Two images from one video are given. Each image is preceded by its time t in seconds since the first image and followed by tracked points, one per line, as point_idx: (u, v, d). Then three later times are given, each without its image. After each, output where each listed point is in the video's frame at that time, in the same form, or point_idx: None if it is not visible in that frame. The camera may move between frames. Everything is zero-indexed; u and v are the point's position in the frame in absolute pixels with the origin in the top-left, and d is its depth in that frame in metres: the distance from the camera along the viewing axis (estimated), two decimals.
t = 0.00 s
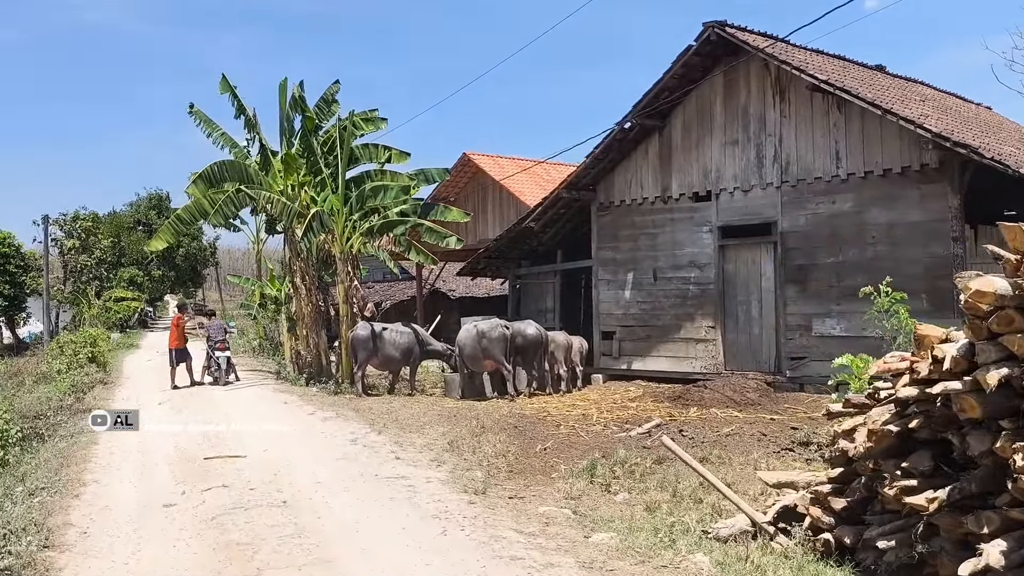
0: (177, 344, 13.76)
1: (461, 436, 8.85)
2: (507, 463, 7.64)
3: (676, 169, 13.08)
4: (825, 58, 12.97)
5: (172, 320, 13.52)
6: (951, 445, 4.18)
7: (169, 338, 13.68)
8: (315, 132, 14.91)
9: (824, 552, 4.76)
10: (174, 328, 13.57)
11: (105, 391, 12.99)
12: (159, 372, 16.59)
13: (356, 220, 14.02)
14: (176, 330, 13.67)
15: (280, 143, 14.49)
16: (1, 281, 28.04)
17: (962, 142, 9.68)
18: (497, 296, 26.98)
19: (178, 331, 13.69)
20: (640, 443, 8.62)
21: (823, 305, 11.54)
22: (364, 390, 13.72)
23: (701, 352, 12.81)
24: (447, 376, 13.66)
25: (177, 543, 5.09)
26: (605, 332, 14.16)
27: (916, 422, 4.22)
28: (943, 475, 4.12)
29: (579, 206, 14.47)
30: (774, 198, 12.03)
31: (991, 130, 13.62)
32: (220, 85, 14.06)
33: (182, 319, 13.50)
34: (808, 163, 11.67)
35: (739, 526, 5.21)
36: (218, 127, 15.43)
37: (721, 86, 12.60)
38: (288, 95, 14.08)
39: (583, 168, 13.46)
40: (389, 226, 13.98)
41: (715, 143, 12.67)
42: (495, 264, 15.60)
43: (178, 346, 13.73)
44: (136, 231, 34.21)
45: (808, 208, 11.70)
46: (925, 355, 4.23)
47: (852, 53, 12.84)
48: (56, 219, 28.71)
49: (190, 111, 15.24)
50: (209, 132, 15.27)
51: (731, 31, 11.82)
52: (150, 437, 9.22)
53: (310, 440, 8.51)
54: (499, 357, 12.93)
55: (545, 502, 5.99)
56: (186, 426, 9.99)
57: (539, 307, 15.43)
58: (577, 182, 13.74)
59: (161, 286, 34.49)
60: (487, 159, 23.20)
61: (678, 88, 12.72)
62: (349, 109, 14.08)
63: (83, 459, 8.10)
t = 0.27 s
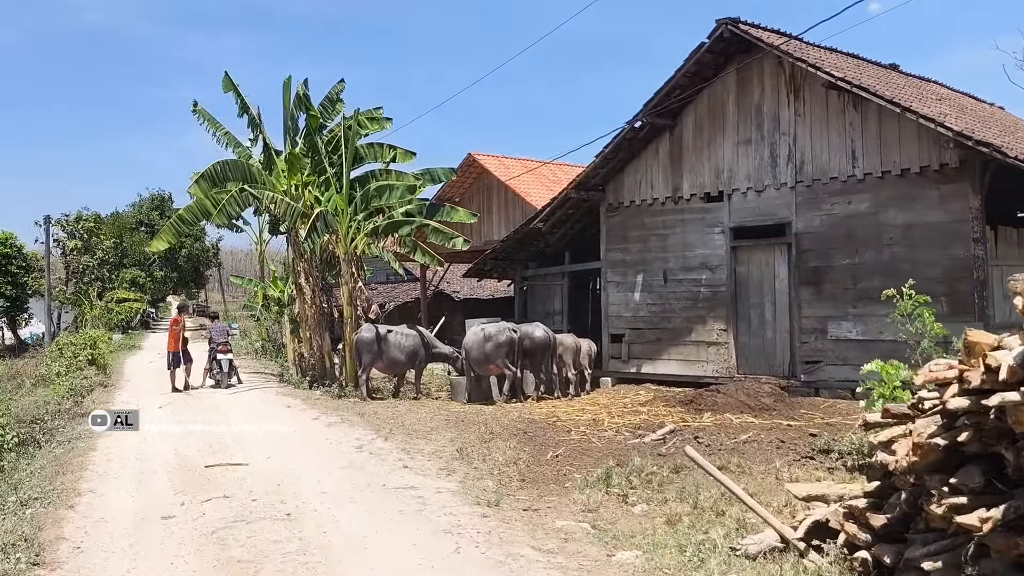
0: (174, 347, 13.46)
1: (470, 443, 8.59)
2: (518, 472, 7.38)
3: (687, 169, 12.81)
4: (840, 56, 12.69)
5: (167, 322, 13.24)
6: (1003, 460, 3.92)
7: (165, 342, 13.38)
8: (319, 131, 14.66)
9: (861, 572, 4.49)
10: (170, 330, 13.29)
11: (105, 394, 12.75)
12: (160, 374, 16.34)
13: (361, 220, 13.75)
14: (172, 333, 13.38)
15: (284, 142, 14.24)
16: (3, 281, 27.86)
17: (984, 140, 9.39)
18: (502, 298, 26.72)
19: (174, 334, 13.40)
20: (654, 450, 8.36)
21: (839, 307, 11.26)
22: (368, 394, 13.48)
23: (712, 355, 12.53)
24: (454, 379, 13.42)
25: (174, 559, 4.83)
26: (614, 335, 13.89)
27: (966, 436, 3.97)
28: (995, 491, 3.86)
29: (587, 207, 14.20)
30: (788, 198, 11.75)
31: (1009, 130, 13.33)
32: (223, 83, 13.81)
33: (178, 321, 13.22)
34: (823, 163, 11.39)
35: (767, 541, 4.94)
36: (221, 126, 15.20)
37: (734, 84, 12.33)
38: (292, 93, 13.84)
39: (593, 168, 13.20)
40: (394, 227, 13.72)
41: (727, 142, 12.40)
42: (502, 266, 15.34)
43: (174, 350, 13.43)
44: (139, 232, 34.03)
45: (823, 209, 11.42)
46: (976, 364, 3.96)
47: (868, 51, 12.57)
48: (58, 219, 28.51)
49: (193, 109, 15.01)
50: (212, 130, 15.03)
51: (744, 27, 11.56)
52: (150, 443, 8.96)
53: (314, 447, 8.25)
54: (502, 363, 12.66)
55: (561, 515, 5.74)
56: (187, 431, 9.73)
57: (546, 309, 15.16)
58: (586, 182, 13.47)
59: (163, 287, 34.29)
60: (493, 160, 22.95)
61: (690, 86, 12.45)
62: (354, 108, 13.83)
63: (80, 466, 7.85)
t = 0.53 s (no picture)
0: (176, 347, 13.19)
1: (480, 448, 8.30)
2: (532, 479, 7.10)
3: (699, 166, 12.52)
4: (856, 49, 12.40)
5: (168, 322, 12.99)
6: None
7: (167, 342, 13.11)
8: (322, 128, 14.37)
9: None
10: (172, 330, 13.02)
11: (103, 396, 12.45)
12: (160, 375, 16.05)
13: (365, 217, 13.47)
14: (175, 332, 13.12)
15: (285, 138, 13.95)
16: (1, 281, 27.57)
17: (1010, 135, 9.10)
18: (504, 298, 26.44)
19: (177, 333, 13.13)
20: (671, 456, 8.07)
21: (856, 307, 10.98)
22: (372, 396, 13.20)
23: (725, 356, 12.25)
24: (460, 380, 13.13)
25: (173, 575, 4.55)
26: (624, 335, 13.60)
27: None
28: None
29: (596, 205, 13.91)
30: (803, 195, 11.46)
31: None
32: (223, 79, 13.51)
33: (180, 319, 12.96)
34: (840, 159, 11.10)
35: (803, 555, 4.66)
36: (221, 123, 14.90)
37: (747, 79, 12.04)
38: (294, 89, 13.54)
39: (602, 165, 12.90)
40: (398, 225, 13.50)
41: (740, 138, 12.11)
42: (508, 265, 15.06)
43: (177, 350, 13.14)
44: (138, 231, 33.73)
45: (840, 206, 11.13)
46: None
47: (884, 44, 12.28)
48: (57, 219, 28.22)
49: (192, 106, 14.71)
50: (213, 127, 14.73)
51: (758, 20, 11.27)
52: (148, 448, 8.66)
53: (319, 452, 7.95)
54: (503, 366, 12.32)
55: (581, 526, 5.45)
56: (187, 435, 9.43)
57: (554, 309, 14.88)
58: (594, 179, 13.18)
59: (163, 287, 33.98)
60: (496, 158, 22.66)
61: (702, 81, 12.16)
62: (358, 103, 13.54)
63: (75, 472, 7.55)
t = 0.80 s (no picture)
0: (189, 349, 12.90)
1: (491, 454, 8.06)
2: (548, 487, 6.85)
3: (711, 163, 12.28)
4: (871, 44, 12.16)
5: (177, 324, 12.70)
6: None
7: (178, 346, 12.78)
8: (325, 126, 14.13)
9: None
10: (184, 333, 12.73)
11: (103, 400, 12.20)
12: (161, 378, 15.79)
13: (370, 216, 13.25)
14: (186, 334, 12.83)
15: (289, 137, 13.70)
16: (2, 283, 27.34)
17: None
18: (508, 299, 26.19)
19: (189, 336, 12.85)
20: (689, 462, 7.82)
21: (874, 307, 10.74)
22: (378, 399, 12.96)
23: (738, 358, 11.98)
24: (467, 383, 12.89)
25: None
26: (633, 336, 13.34)
27: None
28: None
29: (605, 204, 13.66)
30: (819, 193, 11.21)
31: None
32: (225, 76, 13.26)
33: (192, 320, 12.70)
34: (857, 156, 10.85)
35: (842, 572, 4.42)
36: (223, 122, 14.65)
37: (761, 74, 11.80)
38: (297, 86, 13.30)
39: (612, 163, 12.65)
40: (404, 223, 13.25)
41: (753, 134, 11.86)
42: (514, 265, 14.81)
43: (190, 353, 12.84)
44: (139, 232, 33.49)
45: (856, 205, 10.88)
46: None
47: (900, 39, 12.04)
48: (58, 219, 27.98)
49: (194, 105, 14.46)
50: (214, 126, 14.48)
51: (773, 14, 11.03)
52: (151, 454, 8.41)
53: (325, 458, 7.70)
54: (510, 368, 12.06)
55: (604, 540, 5.20)
56: (190, 440, 9.19)
57: (561, 310, 14.63)
58: (604, 177, 12.93)
59: (164, 288, 33.72)
60: (501, 157, 22.42)
61: (714, 77, 11.92)
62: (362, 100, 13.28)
63: (75, 479, 7.29)
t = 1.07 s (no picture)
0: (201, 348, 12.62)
1: (503, 458, 7.82)
2: (564, 494, 6.61)
3: (724, 159, 12.03)
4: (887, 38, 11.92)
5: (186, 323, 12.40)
6: None
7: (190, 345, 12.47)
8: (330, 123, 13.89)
9: None
10: (195, 332, 12.44)
11: (105, 401, 11.96)
12: (164, 378, 15.56)
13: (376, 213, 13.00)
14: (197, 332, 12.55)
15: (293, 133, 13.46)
16: (4, 282, 27.13)
17: None
18: (514, 297, 25.96)
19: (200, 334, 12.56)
20: (708, 466, 7.58)
21: (892, 306, 10.48)
22: (384, 400, 12.72)
23: (752, 358, 11.73)
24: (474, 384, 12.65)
25: None
26: (644, 336, 13.09)
27: None
28: None
29: (615, 201, 13.41)
30: (835, 190, 10.96)
31: None
32: (229, 71, 13.02)
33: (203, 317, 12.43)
34: (874, 151, 10.60)
35: None
36: (226, 118, 14.42)
37: (775, 68, 11.55)
38: (301, 81, 13.06)
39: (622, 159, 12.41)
40: (410, 221, 12.98)
41: (767, 130, 11.61)
42: (522, 263, 14.57)
43: (202, 352, 12.56)
44: (141, 231, 33.27)
45: (874, 201, 10.63)
46: None
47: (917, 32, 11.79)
48: (60, 218, 27.76)
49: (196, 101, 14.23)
50: (218, 122, 14.25)
51: (788, 6, 10.78)
52: (153, 458, 8.17)
53: (332, 463, 7.46)
54: (520, 368, 11.83)
55: (627, 551, 4.96)
56: (193, 443, 8.95)
57: (570, 309, 14.38)
58: (614, 174, 12.68)
59: (166, 287, 33.51)
60: (506, 154, 22.17)
61: (727, 71, 11.67)
62: (368, 96, 13.04)
63: (74, 484, 7.06)
